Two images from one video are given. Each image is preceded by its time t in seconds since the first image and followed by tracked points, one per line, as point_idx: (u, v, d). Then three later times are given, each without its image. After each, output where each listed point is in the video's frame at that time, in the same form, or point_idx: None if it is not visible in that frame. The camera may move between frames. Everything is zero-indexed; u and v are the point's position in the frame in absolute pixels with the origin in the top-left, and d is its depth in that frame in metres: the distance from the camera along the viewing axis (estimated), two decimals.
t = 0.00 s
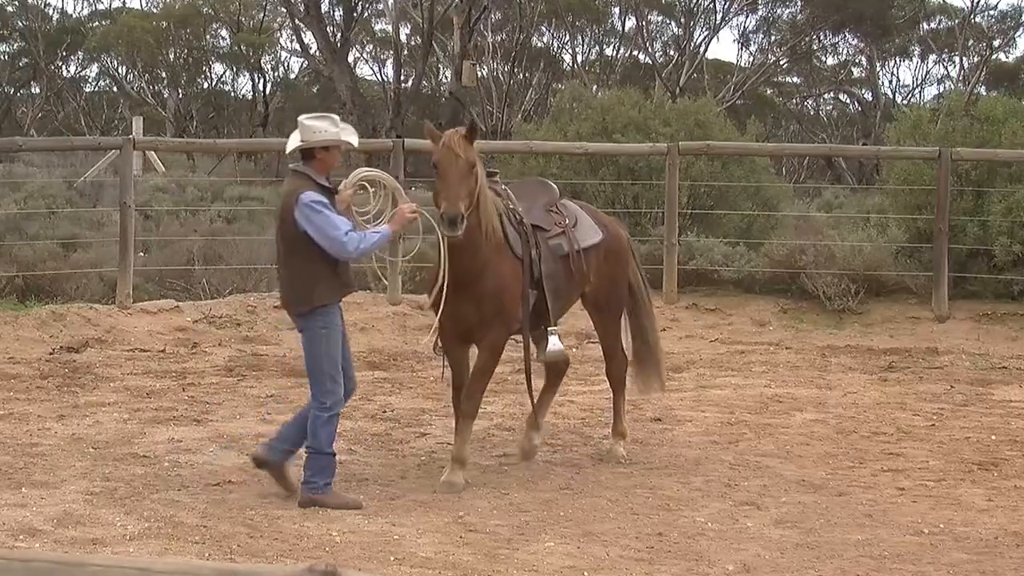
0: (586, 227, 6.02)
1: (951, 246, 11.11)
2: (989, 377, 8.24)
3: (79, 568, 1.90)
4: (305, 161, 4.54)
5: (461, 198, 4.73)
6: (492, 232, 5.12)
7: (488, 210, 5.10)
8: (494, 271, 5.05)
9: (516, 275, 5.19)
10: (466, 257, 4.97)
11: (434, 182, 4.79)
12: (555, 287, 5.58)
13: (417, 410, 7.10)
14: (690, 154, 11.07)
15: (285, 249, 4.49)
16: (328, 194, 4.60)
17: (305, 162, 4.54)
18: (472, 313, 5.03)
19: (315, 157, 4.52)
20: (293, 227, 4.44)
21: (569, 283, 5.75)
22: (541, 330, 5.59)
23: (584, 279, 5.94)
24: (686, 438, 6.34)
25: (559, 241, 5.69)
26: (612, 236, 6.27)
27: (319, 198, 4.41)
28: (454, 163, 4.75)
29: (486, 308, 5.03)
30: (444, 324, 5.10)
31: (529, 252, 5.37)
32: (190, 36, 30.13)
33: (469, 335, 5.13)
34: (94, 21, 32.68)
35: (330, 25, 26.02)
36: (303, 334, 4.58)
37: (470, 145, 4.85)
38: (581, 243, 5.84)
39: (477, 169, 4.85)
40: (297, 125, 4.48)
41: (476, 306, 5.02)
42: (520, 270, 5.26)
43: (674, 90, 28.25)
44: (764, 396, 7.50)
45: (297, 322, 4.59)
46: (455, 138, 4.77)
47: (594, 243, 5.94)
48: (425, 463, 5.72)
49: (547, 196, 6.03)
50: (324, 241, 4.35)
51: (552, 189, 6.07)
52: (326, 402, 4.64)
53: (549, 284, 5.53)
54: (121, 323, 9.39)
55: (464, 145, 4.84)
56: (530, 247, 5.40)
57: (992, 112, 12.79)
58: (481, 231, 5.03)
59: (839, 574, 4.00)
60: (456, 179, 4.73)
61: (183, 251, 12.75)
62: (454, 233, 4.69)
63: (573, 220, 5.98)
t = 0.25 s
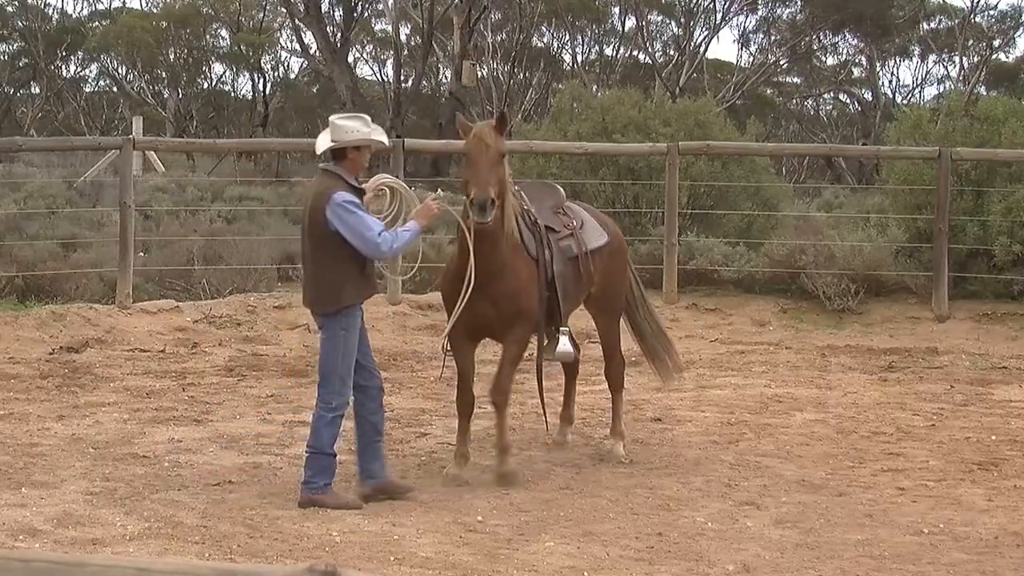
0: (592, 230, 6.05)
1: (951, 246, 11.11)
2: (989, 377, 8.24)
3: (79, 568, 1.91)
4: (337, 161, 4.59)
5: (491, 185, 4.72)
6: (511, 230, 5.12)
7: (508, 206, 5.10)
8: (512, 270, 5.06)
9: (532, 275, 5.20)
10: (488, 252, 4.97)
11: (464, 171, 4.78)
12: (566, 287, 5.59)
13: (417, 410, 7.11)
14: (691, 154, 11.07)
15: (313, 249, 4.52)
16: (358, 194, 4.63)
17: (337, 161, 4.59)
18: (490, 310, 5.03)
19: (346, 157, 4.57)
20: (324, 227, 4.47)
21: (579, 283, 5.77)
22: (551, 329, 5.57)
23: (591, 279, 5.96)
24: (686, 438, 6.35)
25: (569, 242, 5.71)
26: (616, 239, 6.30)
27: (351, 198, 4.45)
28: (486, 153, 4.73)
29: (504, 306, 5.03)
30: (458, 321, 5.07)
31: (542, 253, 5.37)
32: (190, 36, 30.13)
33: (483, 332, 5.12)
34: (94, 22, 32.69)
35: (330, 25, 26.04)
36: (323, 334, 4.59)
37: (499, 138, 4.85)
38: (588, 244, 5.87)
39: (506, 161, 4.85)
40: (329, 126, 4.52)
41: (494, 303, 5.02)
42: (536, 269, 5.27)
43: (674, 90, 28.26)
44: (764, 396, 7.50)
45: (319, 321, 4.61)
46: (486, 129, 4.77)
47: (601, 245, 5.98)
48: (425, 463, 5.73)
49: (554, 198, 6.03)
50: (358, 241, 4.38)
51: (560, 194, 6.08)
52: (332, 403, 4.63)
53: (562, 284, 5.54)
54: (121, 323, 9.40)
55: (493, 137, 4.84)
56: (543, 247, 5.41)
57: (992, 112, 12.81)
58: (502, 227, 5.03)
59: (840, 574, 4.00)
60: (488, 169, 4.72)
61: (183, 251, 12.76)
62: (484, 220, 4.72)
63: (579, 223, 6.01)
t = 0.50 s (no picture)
0: (599, 227, 6.14)
1: (951, 245, 11.11)
2: (989, 377, 8.23)
3: (79, 568, 1.91)
4: (367, 165, 4.58)
5: (519, 194, 4.81)
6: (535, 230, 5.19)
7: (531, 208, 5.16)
8: (541, 269, 5.13)
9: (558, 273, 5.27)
10: (518, 252, 5.04)
11: (495, 179, 4.86)
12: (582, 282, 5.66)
13: (417, 410, 7.11)
14: (691, 154, 11.07)
15: (347, 252, 4.54)
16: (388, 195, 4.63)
17: (366, 166, 4.58)
18: (520, 309, 5.10)
19: (376, 161, 4.57)
20: (357, 229, 4.48)
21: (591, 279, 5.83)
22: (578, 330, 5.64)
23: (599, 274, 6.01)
24: (686, 438, 6.35)
25: (581, 238, 5.77)
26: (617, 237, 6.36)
27: (384, 199, 4.45)
28: (514, 161, 4.84)
29: (534, 305, 5.10)
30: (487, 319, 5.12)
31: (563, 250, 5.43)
32: (190, 36, 30.13)
33: (510, 330, 5.18)
34: (94, 22, 32.70)
35: (331, 25, 26.05)
36: (351, 335, 4.60)
37: (524, 144, 4.93)
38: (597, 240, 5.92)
39: (532, 168, 4.94)
40: (359, 130, 4.52)
41: (523, 302, 5.08)
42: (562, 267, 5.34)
43: (674, 90, 28.27)
44: (764, 396, 7.50)
45: (347, 322, 4.62)
46: (513, 136, 4.85)
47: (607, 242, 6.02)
48: (425, 463, 5.72)
49: (563, 193, 6.05)
50: (394, 240, 4.39)
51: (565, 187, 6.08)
52: (349, 404, 4.64)
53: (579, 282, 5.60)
54: (121, 323, 9.40)
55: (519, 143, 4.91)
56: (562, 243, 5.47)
57: (992, 111, 12.82)
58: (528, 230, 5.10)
59: (839, 574, 4.00)
60: (518, 177, 4.82)
61: (183, 251, 12.76)
62: (513, 227, 4.77)
63: (587, 219, 6.09)
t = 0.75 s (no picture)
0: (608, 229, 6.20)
1: (951, 245, 11.11)
2: (988, 377, 8.23)
3: (80, 568, 1.91)
4: (396, 164, 4.65)
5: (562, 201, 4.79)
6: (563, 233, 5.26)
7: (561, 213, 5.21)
8: (570, 272, 5.21)
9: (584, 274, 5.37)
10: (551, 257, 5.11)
11: (536, 189, 4.84)
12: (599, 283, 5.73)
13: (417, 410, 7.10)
14: (691, 154, 11.07)
15: (384, 253, 4.61)
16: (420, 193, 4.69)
17: (396, 166, 4.65)
18: (554, 314, 5.19)
19: (405, 160, 4.63)
20: (392, 228, 4.55)
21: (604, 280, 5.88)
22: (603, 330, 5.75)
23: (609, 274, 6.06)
24: (686, 438, 6.35)
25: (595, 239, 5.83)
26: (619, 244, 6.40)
27: (417, 196, 4.51)
28: (553, 168, 4.82)
29: (565, 308, 5.19)
30: (520, 323, 5.18)
31: (586, 250, 5.55)
32: (190, 35, 30.13)
33: (538, 331, 5.26)
34: (94, 22, 32.71)
35: (331, 25, 26.06)
36: (405, 335, 4.69)
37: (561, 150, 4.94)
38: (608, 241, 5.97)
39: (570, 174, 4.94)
40: (386, 130, 4.60)
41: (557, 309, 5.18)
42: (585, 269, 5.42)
43: (674, 90, 28.27)
44: (764, 396, 7.50)
45: (392, 324, 4.70)
46: (551, 143, 4.86)
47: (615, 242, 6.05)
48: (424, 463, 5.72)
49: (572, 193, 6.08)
50: (432, 233, 4.45)
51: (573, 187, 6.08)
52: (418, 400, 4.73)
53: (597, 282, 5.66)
54: (121, 323, 9.40)
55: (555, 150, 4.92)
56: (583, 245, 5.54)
57: (992, 111, 12.84)
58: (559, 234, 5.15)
59: (839, 574, 4.00)
60: (560, 185, 4.80)
61: (183, 251, 12.75)
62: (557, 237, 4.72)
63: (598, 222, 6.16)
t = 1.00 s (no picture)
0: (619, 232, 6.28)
1: (950, 246, 11.10)
2: (988, 377, 8.23)
3: (82, 567, 1.90)
4: (424, 164, 4.76)
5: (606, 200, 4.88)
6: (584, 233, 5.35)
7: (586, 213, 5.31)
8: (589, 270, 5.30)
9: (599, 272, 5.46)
10: (575, 255, 5.20)
11: (578, 187, 4.91)
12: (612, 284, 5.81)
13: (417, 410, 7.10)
14: (691, 154, 11.07)
15: (414, 250, 4.70)
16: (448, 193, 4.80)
17: (424, 165, 4.75)
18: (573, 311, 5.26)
19: (433, 160, 4.74)
20: (424, 225, 4.65)
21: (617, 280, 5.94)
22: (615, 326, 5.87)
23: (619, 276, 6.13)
24: (686, 438, 6.35)
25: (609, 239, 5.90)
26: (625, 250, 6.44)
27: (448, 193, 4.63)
28: (594, 167, 4.93)
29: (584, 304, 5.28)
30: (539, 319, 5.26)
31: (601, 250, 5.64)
32: (190, 35, 30.11)
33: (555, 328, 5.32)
34: (94, 22, 32.70)
35: (331, 25, 26.05)
36: (447, 330, 4.80)
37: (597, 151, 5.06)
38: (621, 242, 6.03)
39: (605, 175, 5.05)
40: (415, 130, 4.71)
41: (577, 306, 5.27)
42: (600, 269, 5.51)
43: (674, 90, 28.26)
44: (764, 396, 7.50)
45: (431, 321, 4.79)
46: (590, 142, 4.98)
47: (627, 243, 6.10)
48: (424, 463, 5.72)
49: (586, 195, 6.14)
50: (469, 227, 4.57)
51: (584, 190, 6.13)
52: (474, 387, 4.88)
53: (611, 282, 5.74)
54: (121, 323, 9.40)
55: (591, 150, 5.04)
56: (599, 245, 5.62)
57: (992, 111, 12.85)
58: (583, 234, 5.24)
59: (839, 574, 4.00)
60: (602, 184, 4.90)
61: (182, 251, 12.75)
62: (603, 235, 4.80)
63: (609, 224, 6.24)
